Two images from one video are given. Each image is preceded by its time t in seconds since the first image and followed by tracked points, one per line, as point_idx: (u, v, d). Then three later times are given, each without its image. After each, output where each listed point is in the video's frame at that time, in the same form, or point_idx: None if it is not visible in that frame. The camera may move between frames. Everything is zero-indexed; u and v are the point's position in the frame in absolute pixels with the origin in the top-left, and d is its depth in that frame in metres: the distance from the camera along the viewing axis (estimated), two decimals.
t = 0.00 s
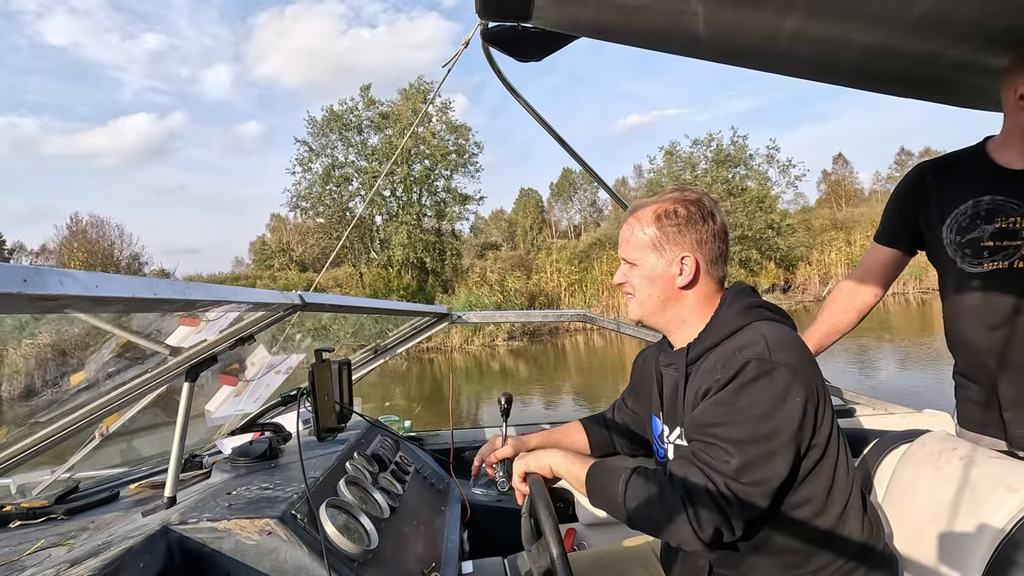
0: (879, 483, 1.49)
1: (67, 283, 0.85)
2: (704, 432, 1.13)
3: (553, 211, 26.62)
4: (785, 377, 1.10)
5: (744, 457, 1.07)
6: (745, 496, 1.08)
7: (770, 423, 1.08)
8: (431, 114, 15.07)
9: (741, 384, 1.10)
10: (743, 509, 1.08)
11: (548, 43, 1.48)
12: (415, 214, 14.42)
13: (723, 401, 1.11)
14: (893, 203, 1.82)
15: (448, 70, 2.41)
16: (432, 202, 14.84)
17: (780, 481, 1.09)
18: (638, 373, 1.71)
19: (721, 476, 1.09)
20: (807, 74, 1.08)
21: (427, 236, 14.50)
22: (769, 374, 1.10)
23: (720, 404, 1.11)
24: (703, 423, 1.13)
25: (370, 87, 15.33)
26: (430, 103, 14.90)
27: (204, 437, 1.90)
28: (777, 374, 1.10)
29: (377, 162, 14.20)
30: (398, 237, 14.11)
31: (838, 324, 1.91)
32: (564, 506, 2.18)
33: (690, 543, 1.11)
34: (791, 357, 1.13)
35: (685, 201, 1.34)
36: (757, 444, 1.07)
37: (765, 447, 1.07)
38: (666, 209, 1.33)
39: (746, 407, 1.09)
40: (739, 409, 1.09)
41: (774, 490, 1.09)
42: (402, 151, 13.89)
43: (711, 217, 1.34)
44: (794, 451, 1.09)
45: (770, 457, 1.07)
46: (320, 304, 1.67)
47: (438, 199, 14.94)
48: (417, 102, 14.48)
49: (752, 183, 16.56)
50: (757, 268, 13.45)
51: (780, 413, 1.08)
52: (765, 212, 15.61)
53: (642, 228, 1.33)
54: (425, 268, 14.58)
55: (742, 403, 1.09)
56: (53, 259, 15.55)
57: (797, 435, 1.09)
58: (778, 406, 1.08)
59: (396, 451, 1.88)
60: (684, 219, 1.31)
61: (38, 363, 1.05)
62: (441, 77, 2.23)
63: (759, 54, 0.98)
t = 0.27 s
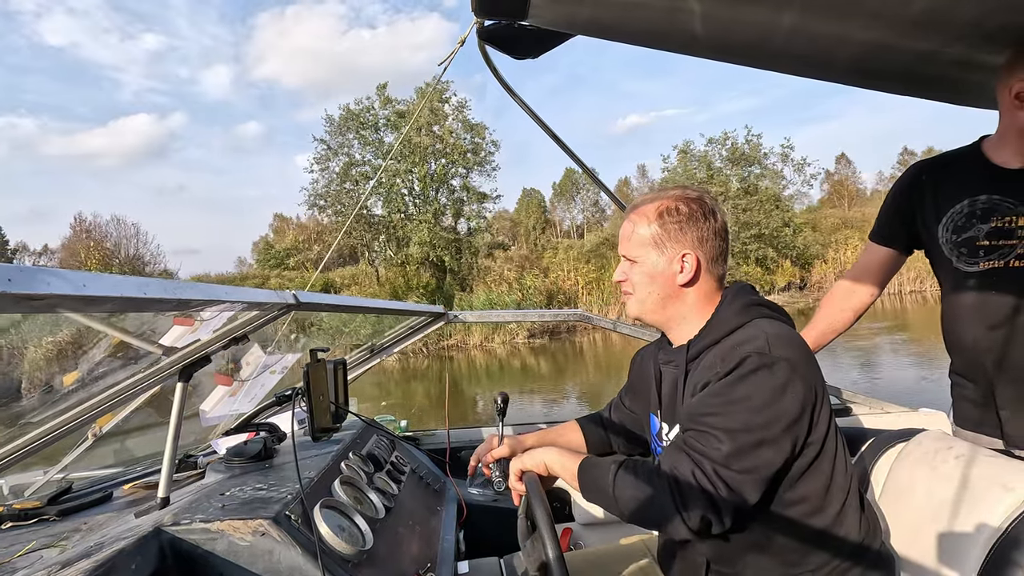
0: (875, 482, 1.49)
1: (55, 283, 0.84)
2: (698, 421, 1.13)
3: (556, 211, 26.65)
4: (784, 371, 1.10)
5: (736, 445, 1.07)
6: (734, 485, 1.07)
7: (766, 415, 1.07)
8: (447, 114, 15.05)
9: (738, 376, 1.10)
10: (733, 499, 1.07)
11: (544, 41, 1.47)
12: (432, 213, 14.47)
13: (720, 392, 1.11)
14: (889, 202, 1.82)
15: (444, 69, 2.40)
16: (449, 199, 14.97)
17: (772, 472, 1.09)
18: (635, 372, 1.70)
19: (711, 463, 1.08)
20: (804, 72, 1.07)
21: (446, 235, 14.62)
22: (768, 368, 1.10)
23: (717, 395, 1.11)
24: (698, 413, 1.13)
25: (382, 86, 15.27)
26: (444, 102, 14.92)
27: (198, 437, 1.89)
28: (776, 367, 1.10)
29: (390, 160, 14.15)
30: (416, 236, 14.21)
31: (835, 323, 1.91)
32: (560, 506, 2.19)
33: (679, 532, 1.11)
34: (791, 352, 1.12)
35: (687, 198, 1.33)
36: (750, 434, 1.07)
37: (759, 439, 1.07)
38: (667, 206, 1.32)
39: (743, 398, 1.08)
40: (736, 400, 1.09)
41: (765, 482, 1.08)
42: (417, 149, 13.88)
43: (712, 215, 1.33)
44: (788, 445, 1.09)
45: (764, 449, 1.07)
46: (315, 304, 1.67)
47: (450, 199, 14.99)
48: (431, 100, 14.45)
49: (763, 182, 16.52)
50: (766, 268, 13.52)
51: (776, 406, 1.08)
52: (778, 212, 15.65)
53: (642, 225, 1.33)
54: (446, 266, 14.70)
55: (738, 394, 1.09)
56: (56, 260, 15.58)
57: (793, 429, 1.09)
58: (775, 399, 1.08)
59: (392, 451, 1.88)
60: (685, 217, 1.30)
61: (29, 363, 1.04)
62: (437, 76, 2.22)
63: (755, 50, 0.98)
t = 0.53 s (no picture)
0: (872, 481, 1.49)
1: (53, 282, 0.84)
2: (690, 417, 1.13)
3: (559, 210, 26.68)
4: (779, 370, 1.10)
5: (727, 441, 1.07)
6: (725, 481, 1.08)
7: (759, 413, 1.08)
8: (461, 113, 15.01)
9: (733, 373, 1.10)
10: (723, 495, 1.08)
11: (542, 40, 1.47)
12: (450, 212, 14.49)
13: (715, 389, 1.11)
14: (887, 201, 1.82)
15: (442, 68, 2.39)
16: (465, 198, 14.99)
17: (763, 469, 1.09)
18: (633, 371, 1.71)
19: (702, 459, 1.09)
20: (800, 70, 1.08)
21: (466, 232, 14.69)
22: (763, 366, 1.10)
23: (712, 392, 1.11)
24: (691, 410, 1.13)
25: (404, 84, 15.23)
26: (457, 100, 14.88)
27: (195, 437, 1.88)
28: (771, 366, 1.10)
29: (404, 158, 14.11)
30: (437, 233, 14.28)
31: (832, 322, 1.91)
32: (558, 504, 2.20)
33: (670, 527, 1.12)
34: (787, 351, 1.13)
35: (685, 196, 1.33)
36: (742, 431, 1.07)
37: (751, 436, 1.07)
38: (666, 204, 1.32)
39: (736, 396, 1.09)
40: (729, 398, 1.09)
41: (756, 479, 1.09)
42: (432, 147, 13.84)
43: (711, 214, 1.34)
44: (780, 442, 1.09)
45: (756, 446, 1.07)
46: (313, 303, 1.66)
47: (467, 198, 14.98)
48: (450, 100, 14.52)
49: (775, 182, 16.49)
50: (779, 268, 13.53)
51: (769, 404, 1.08)
52: (792, 212, 15.75)
53: (640, 223, 1.33)
54: (459, 265, 14.72)
55: (731, 391, 1.09)
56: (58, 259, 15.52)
57: (786, 426, 1.09)
58: (768, 397, 1.08)
59: (390, 450, 1.88)
60: (683, 215, 1.30)
61: (27, 363, 1.04)
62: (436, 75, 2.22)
63: (752, 48, 0.98)
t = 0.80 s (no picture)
0: (870, 480, 1.49)
1: (51, 280, 0.84)
2: (689, 418, 1.13)
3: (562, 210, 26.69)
4: (777, 370, 1.10)
5: (725, 442, 1.07)
6: (724, 481, 1.08)
7: (757, 413, 1.08)
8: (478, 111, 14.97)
9: (731, 373, 1.10)
10: (722, 495, 1.08)
11: (541, 38, 1.47)
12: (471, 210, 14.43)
13: (713, 389, 1.11)
14: (887, 200, 1.82)
15: (441, 67, 2.39)
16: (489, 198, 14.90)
17: (762, 470, 1.09)
18: (632, 370, 1.71)
19: (700, 459, 1.09)
20: (799, 68, 1.08)
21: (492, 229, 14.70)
22: (761, 366, 1.10)
23: (710, 392, 1.11)
24: (689, 410, 1.13)
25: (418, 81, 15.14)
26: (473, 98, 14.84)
27: (194, 436, 1.88)
28: (769, 365, 1.10)
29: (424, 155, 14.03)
30: (455, 232, 14.21)
31: (832, 321, 1.91)
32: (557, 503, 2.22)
33: (668, 527, 1.12)
34: (786, 351, 1.13)
35: (683, 197, 1.33)
36: (740, 431, 1.07)
37: (749, 436, 1.07)
38: (663, 204, 1.32)
39: (734, 396, 1.09)
40: (728, 398, 1.09)
41: (756, 479, 1.09)
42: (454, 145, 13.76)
43: (708, 214, 1.34)
44: (779, 441, 1.09)
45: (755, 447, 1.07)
46: (312, 302, 1.66)
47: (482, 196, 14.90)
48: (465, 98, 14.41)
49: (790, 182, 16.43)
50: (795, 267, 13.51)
51: (768, 404, 1.08)
52: (808, 210, 15.71)
53: (637, 223, 1.33)
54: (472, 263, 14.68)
55: (730, 391, 1.09)
56: (60, 258, 15.50)
57: (784, 426, 1.09)
58: (767, 397, 1.08)
59: (389, 449, 1.87)
60: (681, 215, 1.30)
61: (25, 362, 1.04)
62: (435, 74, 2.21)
63: (752, 45, 0.98)
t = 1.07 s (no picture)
0: (869, 481, 1.49)
1: (50, 282, 0.84)
2: (686, 419, 1.13)
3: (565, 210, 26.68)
4: (775, 371, 1.10)
5: (723, 443, 1.07)
6: (721, 482, 1.08)
7: (755, 414, 1.08)
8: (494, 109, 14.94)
9: (729, 374, 1.11)
10: (719, 496, 1.08)
11: (540, 39, 1.47)
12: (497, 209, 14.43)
13: (711, 390, 1.11)
14: (885, 201, 1.83)
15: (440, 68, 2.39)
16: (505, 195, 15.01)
17: (759, 471, 1.09)
18: (632, 371, 1.70)
19: (697, 460, 1.09)
20: (797, 68, 1.08)
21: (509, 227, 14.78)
22: (759, 367, 1.10)
23: (708, 393, 1.11)
24: (687, 411, 1.14)
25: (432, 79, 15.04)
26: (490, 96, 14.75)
27: (193, 437, 1.88)
28: (767, 367, 1.10)
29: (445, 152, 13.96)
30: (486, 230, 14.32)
31: (831, 322, 1.91)
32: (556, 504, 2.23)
33: (665, 528, 1.12)
34: (784, 352, 1.13)
35: (682, 198, 1.33)
36: (738, 432, 1.08)
37: (747, 437, 1.08)
38: (661, 205, 1.32)
39: (732, 397, 1.09)
40: (726, 399, 1.09)
41: (753, 480, 1.09)
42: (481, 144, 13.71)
43: (707, 215, 1.33)
44: (776, 443, 1.10)
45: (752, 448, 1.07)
46: (311, 303, 1.66)
47: (500, 195, 15.02)
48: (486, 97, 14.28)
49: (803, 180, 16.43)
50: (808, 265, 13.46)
51: (765, 405, 1.08)
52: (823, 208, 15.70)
53: (636, 224, 1.33)
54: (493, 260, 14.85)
55: (728, 392, 1.09)
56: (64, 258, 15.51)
57: (782, 427, 1.09)
58: (765, 398, 1.08)
59: (388, 450, 1.87)
60: (679, 216, 1.30)
61: (23, 364, 1.04)
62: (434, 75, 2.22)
63: (750, 45, 0.98)
